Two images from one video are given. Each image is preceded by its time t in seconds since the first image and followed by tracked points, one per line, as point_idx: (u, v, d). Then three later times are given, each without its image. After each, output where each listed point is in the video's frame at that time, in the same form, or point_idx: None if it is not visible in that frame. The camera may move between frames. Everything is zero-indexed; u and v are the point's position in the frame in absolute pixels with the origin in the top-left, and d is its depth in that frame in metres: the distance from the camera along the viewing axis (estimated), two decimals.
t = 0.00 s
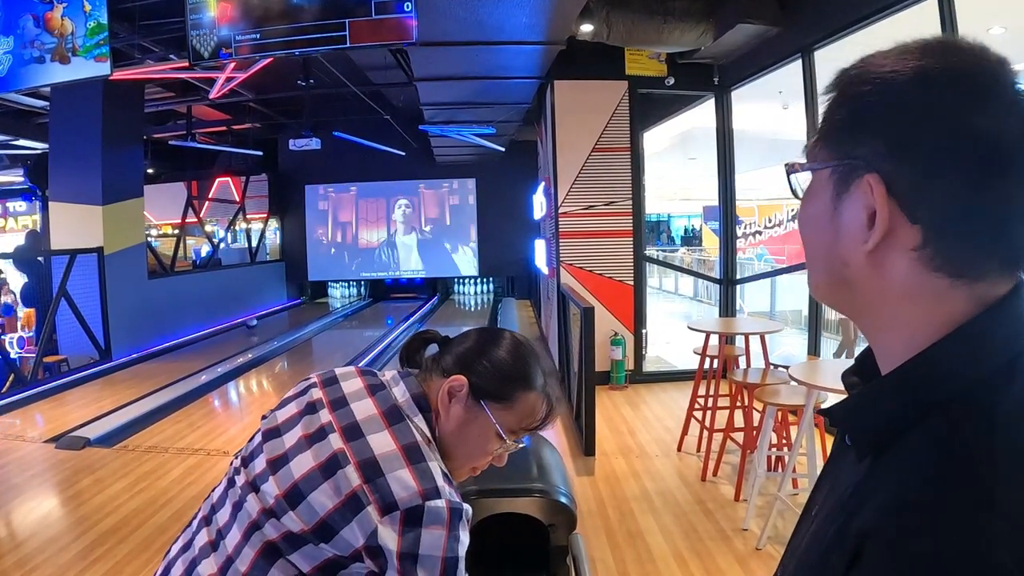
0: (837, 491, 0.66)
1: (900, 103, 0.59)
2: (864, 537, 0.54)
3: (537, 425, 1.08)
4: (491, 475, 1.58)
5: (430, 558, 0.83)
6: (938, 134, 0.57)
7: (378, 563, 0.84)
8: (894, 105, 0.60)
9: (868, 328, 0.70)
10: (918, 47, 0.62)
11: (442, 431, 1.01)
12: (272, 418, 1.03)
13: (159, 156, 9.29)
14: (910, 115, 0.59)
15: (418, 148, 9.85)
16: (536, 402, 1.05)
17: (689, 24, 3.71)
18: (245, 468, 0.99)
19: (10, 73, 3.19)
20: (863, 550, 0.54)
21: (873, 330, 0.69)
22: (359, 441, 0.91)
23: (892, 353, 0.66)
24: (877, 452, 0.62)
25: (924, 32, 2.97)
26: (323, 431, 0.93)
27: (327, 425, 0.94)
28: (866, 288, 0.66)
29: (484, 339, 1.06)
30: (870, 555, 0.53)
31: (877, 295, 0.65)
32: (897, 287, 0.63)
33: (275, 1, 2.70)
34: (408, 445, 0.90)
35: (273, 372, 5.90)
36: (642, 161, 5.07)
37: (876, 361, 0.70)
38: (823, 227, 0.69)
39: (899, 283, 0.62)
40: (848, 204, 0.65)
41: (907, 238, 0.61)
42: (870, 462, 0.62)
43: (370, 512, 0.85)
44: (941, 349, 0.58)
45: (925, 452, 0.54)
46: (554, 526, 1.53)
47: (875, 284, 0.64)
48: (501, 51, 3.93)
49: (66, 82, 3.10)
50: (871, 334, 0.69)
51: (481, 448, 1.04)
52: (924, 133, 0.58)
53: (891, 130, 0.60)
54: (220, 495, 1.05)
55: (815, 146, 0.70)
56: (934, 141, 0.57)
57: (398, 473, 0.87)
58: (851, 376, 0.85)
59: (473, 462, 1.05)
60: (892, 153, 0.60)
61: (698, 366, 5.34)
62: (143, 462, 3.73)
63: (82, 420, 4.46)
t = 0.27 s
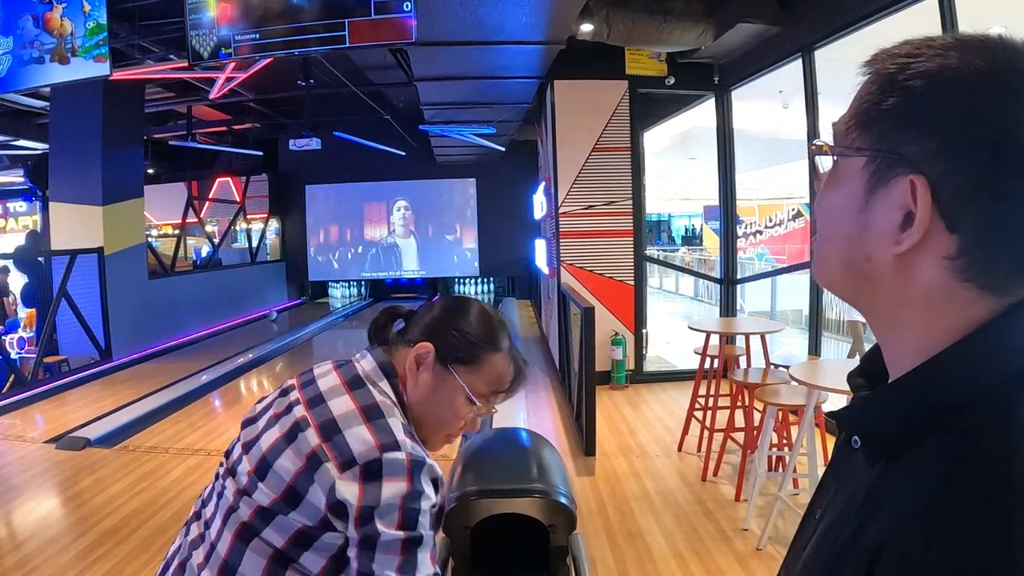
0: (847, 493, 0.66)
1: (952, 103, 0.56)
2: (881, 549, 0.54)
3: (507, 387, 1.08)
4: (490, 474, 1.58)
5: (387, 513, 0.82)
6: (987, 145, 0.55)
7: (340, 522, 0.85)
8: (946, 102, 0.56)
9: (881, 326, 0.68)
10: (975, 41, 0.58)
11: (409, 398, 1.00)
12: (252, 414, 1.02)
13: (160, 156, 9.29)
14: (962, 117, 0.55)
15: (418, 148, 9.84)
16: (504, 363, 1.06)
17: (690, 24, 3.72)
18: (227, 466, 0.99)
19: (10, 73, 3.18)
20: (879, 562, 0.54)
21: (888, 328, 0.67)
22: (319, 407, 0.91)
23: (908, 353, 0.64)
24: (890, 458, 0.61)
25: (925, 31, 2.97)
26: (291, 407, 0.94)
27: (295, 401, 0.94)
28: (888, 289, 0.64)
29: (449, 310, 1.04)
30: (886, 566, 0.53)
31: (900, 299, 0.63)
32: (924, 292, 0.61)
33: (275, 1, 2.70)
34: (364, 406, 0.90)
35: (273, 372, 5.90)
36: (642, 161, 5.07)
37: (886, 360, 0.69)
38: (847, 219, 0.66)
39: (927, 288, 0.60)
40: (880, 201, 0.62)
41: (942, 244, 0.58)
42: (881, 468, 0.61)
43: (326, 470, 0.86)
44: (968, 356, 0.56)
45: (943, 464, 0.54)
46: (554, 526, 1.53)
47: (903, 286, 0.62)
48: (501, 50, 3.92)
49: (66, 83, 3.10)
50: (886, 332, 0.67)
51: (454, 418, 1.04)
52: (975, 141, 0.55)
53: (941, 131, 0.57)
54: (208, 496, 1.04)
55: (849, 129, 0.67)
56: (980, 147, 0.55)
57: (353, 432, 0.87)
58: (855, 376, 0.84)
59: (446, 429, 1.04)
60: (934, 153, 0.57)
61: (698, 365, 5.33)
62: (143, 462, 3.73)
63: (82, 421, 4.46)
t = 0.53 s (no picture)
0: (856, 500, 0.66)
1: (970, 111, 0.56)
2: (899, 557, 0.54)
3: (454, 343, 1.12)
4: (492, 474, 1.58)
5: (302, 445, 0.92)
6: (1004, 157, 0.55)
7: (267, 461, 0.96)
8: (964, 110, 0.56)
9: (890, 328, 0.68)
10: (990, 46, 0.58)
11: (354, 356, 1.08)
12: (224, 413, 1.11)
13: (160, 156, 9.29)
14: (981, 124, 0.56)
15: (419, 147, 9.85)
16: (446, 320, 1.08)
17: (691, 23, 3.72)
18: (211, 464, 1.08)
19: (11, 74, 3.19)
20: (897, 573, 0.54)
21: (897, 330, 0.67)
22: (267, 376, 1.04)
23: (921, 354, 0.64)
24: (903, 465, 0.60)
25: (927, 30, 2.97)
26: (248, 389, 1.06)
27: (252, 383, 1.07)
28: (900, 293, 0.64)
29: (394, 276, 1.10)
30: None
31: (911, 303, 0.63)
32: (938, 298, 0.61)
33: (276, 1, 2.70)
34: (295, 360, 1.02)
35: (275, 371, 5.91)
36: (643, 160, 5.07)
37: (895, 359, 0.69)
38: (861, 222, 0.66)
39: (940, 294, 0.60)
40: (895, 205, 0.62)
41: (958, 251, 0.58)
42: (894, 475, 0.61)
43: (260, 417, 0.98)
44: (983, 365, 0.56)
45: (958, 473, 0.54)
46: (556, 526, 1.54)
47: (914, 291, 0.62)
48: (502, 50, 3.92)
49: (67, 83, 3.10)
50: (897, 335, 0.67)
51: (405, 379, 1.08)
52: (992, 152, 0.55)
53: (959, 139, 0.57)
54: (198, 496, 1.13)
55: (865, 130, 0.66)
56: (997, 156, 0.55)
57: (282, 382, 0.99)
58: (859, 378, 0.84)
59: (395, 388, 1.09)
60: (952, 159, 0.57)
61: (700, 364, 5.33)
62: (145, 462, 3.74)
63: (84, 421, 4.47)
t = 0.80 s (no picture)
0: (861, 494, 0.66)
1: (979, 118, 0.57)
2: (901, 550, 0.55)
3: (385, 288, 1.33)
4: (496, 473, 1.58)
5: (274, 439, 0.99)
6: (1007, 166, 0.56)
7: (240, 460, 1.01)
8: (975, 117, 0.57)
9: (895, 329, 0.68)
10: (1002, 55, 0.58)
11: (340, 342, 1.20)
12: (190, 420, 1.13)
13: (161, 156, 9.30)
14: (988, 130, 0.56)
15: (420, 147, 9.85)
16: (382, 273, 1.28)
17: (691, 23, 3.72)
18: (187, 470, 1.10)
19: (14, 74, 3.19)
20: (898, 567, 0.55)
21: (902, 332, 0.67)
22: (230, 379, 1.08)
23: (925, 355, 0.65)
24: (907, 459, 0.61)
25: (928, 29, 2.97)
26: (213, 392, 1.09)
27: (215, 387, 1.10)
28: (906, 294, 0.64)
29: (330, 262, 1.17)
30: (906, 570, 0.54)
31: (916, 304, 0.64)
32: (942, 301, 0.61)
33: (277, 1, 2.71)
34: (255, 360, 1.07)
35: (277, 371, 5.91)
36: (644, 159, 5.07)
37: (900, 360, 0.69)
38: (867, 224, 0.67)
39: (944, 297, 0.61)
40: (902, 208, 0.63)
41: (962, 256, 0.59)
42: (899, 468, 0.61)
43: (234, 418, 1.02)
44: (990, 366, 0.57)
45: (960, 470, 0.54)
46: (560, 524, 1.55)
47: (919, 293, 0.63)
48: (503, 49, 3.92)
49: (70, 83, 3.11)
50: (902, 336, 0.67)
51: (364, 340, 1.23)
52: (998, 160, 0.56)
53: (966, 146, 0.57)
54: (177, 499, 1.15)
55: (875, 133, 0.67)
56: (1002, 164, 0.56)
57: (248, 384, 1.04)
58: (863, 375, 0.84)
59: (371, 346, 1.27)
60: (960, 166, 0.58)
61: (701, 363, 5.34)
62: (148, 462, 3.75)
63: (86, 421, 4.48)
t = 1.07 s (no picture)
0: (869, 481, 0.66)
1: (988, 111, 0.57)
2: (909, 535, 0.55)
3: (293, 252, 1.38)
4: (501, 470, 1.59)
5: (276, 428, 1.07)
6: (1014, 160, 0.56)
7: (248, 456, 1.07)
8: (987, 108, 0.57)
9: (903, 322, 0.68)
10: (1012, 47, 0.58)
11: (286, 321, 1.28)
12: (164, 431, 1.15)
13: (163, 155, 9.30)
14: (997, 123, 0.57)
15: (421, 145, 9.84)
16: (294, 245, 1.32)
17: (693, 21, 3.72)
18: (175, 477, 1.13)
19: (16, 73, 3.20)
20: (905, 552, 0.55)
21: (910, 326, 0.67)
22: (207, 385, 1.11)
23: (933, 345, 0.64)
24: (915, 446, 0.61)
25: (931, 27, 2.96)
26: (189, 401, 1.11)
27: (190, 396, 1.12)
28: (918, 286, 0.64)
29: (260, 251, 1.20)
30: (913, 555, 0.54)
31: (926, 295, 0.63)
32: (954, 292, 0.61)
33: None
34: (231, 361, 1.10)
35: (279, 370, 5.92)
36: (646, 157, 5.06)
37: (907, 352, 0.69)
38: (877, 217, 0.67)
39: (953, 288, 0.61)
40: (912, 200, 0.63)
41: (968, 247, 0.59)
42: (907, 455, 0.62)
43: (231, 419, 1.07)
44: (1000, 355, 0.57)
45: (966, 457, 0.54)
46: (565, 522, 1.56)
47: (931, 284, 0.62)
48: (505, 47, 3.92)
49: (72, 82, 3.11)
50: (909, 328, 0.67)
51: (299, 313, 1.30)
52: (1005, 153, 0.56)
53: (974, 141, 0.58)
54: (166, 507, 1.17)
55: (885, 127, 0.67)
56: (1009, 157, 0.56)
57: (234, 385, 1.09)
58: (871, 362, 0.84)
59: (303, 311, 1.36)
60: (968, 158, 0.58)
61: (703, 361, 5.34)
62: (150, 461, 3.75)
63: (89, 420, 4.49)
